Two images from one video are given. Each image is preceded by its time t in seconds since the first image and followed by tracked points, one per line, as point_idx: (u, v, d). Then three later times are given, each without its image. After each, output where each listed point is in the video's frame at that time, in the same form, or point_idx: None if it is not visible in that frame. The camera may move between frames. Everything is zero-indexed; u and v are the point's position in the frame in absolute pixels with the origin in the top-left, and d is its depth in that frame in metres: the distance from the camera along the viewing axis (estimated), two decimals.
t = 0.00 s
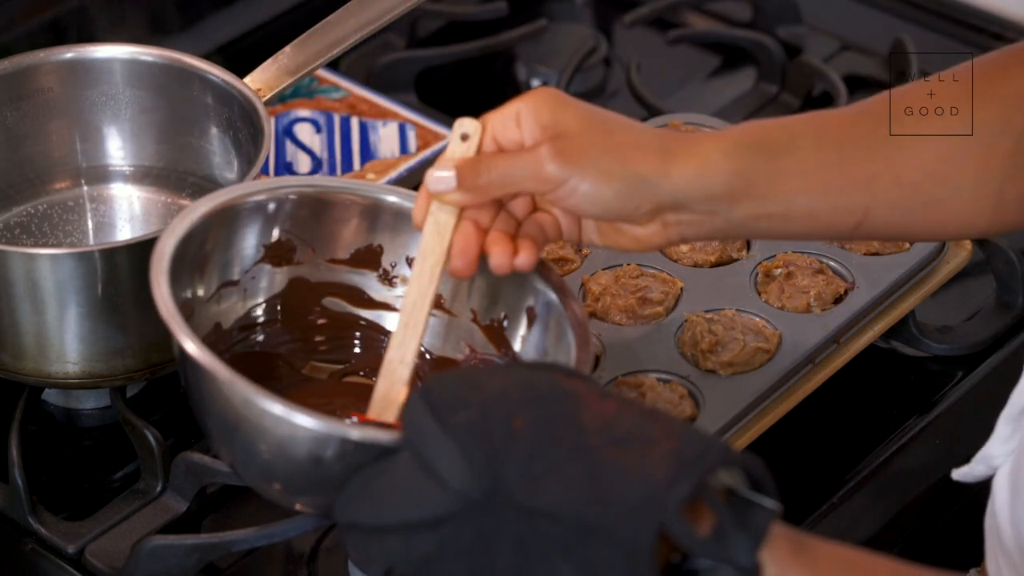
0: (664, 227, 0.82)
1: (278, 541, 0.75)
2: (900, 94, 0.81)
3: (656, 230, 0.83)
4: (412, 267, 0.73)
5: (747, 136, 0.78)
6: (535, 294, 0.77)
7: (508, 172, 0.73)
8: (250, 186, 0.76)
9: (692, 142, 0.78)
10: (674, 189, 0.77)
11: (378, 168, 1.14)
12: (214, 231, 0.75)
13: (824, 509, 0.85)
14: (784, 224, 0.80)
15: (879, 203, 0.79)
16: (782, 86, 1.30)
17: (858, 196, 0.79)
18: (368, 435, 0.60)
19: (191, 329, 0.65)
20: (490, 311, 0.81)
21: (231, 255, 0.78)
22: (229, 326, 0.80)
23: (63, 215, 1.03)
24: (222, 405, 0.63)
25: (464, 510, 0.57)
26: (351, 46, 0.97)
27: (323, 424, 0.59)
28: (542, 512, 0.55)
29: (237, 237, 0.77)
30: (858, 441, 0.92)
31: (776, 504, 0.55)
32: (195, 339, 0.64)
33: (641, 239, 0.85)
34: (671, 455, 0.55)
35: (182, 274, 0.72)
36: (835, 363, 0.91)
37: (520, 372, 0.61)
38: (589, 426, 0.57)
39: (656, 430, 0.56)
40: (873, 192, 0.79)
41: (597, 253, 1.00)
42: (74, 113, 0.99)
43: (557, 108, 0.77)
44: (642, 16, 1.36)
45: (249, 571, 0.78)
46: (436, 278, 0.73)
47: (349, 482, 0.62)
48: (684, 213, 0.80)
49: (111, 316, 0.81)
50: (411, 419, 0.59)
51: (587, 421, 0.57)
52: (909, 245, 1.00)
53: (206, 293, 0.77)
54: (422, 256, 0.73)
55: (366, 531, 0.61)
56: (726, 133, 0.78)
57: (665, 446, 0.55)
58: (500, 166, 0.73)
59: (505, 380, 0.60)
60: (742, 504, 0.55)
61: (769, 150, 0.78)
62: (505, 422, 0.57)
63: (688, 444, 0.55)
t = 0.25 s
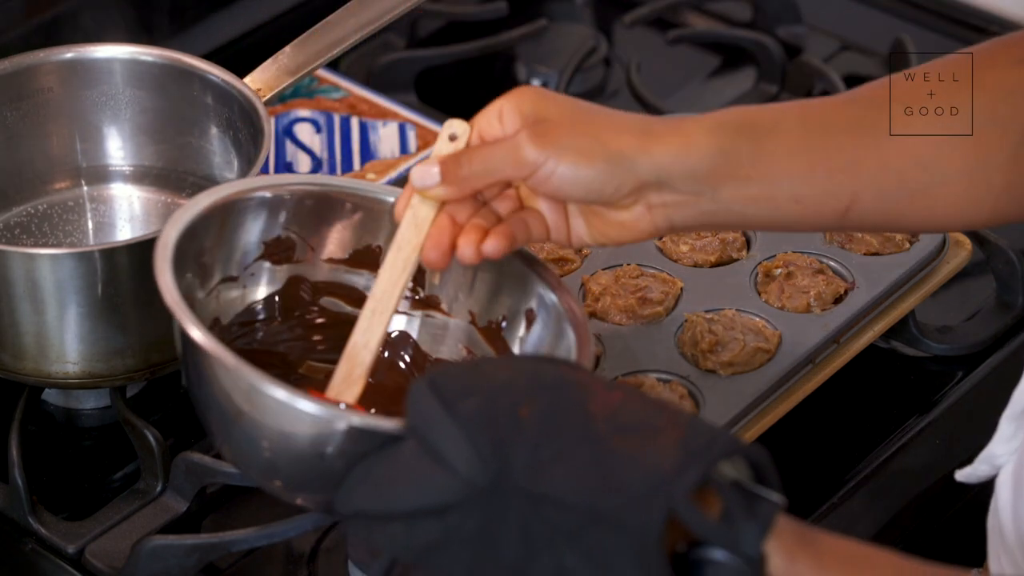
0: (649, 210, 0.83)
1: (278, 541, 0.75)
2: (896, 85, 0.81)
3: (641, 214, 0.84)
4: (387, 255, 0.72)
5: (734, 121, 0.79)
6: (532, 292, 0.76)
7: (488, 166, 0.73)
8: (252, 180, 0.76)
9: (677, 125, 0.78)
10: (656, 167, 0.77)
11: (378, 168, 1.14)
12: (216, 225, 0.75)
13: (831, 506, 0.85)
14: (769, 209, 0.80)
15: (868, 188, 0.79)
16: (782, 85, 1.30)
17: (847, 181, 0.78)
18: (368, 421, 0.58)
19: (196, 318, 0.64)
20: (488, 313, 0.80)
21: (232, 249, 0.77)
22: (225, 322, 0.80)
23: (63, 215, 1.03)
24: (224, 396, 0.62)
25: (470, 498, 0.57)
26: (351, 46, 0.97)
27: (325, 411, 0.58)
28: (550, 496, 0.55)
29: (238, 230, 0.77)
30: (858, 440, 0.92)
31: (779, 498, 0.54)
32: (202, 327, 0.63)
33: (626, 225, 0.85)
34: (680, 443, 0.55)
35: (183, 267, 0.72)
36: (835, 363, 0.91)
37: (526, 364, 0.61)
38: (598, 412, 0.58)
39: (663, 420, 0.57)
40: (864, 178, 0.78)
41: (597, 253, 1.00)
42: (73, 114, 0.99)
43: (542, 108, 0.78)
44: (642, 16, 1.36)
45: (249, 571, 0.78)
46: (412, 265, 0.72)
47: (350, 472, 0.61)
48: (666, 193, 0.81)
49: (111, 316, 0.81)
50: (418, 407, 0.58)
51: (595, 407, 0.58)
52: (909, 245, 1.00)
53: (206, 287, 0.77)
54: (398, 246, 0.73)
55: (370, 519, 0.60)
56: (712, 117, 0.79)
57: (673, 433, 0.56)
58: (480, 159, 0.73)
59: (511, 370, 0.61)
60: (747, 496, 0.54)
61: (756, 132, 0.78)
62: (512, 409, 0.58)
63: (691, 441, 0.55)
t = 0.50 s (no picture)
0: (645, 180, 0.82)
1: (278, 541, 0.75)
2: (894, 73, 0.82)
3: (638, 182, 0.82)
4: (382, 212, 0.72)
5: (733, 94, 0.79)
6: (529, 298, 0.76)
7: (487, 127, 0.73)
8: (251, 191, 0.76)
9: (678, 95, 0.78)
10: (654, 136, 0.77)
11: (378, 169, 1.14)
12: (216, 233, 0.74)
13: (835, 502, 0.86)
14: (765, 182, 0.80)
15: (866, 168, 0.79)
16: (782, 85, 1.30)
17: (840, 159, 0.79)
18: (372, 420, 0.58)
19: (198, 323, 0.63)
20: (487, 320, 0.80)
21: (231, 260, 0.78)
22: (225, 333, 0.80)
23: (63, 215, 1.03)
24: (225, 398, 0.62)
25: (475, 490, 0.57)
26: (351, 46, 0.97)
27: (328, 410, 0.58)
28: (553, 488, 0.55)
29: (237, 240, 0.77)
30: (858, 440, 0.92)
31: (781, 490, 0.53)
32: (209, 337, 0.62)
33: (622, 193, 0.84)
34: (682, 433, 0.55)
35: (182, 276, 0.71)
36: (835, 363, 0.91)
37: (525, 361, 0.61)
38: (598, 406, 0.57)
39: (663, 410, 0.57)
40: (861, 156, 0.79)
41: (596, 254, 1.00)
42: (73, 114, 0.99)
43: (542, 68, 0.77)
44: (641, 16, 1.36)
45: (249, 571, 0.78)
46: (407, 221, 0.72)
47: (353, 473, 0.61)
48: (664, 162, 0.80)
49: (111, 316, 0.81)
50: (420, 403, 0.59)
51: (596, 402, 0.58)
52: (909, 245, 1.00)
53: (205, 297, 0.77)
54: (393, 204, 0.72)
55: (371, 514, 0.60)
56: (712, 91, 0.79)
57: (674, 424, 0.56)
58: (479, 121, 0.73)
59: (512, 366, 0.61)
60: (748, 488, 0.53)
61: (756, 106, 0.79)
62: (513, 404, 0.58)
63: (694, 433, 0.55)
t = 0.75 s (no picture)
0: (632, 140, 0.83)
1: (278, 541, 0.75)
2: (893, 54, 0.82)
3: (624, 142, 0.84)
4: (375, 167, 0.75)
5: (725, 61, 0.80)
6: (528, 286, 0.76)
7: (476, 84, 0.76)
8: (235, 195, 0.76)
9: (669, 60, 0.79)
10: (642, 94, 0.78)
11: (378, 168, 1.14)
12: (205, 241, 0.74)
13: (841, 497, 0.86)
14: (755, 152, 0.81)
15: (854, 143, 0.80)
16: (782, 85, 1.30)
17: (830, 133, 0.80)
18: (372, 433, 0.59)
19: (188, 340, 0.64)
20: (487, 306, 0.80)
21: (223, 264, 0.77)
22: (226, 335, 0.80)
23: (64, 215, 1.02)
24: (223, 412, 0.62)
25: (473, 504, 0.57)
26: (351, 46, 0.97)
27: (325, 426, 0.59)
28: (548, 499, 0.55)
29: (228, 245, 0.77)
30: (859, 440, 0.92)
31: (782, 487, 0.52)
32: (198, 352, 0.63)
33: (609, 154, 0.86)
34: (679, 439, 0.53)
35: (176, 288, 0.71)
36: (835, 363, 0.91)
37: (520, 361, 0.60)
38: (593, 412, 0.55)
39: (661, 415, 0.54)
40: (851, 128, 0.80)
41: (596, 253, 1.00)
42: (74, 114, 0.99)
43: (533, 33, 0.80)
44: (641, 16, 1.36)
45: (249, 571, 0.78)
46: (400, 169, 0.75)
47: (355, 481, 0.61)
48: (652, 121, 0.81)
49: (111, 316, 0.81)
50: (412, 411, 0.58)
51: (592, 408, 0.56)
52: (909, 245, 1.00)
53: (200, 301, 0.76)
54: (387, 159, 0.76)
55: (374, 529, 0.60)
56: (709, 56, 0.80)
57: (669, 430, 0.53)
58: (469, 78, 0.76)
59: (507, 373, 0.59)
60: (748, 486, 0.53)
61: (746, 73, 0.79)
62: (508, 413, 0.57)
63: (690, 435, 0.53)
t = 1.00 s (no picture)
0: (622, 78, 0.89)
1: (278, 541, 0.75)
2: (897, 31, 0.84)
3: (614, 82, 0.89)
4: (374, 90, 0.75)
5: (720, 11, 0.86)
6: (529, 262, 0.73)
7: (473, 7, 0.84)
8: (221, 187, 0.73)
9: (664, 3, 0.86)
10: (636, 29, 0.85)
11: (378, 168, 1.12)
12: (194, 239, 0.72)
13: (844, 496, 0.86)
14: (746, 103, 0.86)
15: (844, 101, 0.83)
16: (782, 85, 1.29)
17: (822, 92, 0.83)
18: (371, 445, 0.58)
19: (176, 348, 0.62)
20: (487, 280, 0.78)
21: (216, 258, 0.75)
22: (223, 328, 0.78)
23: (63, 215, 1.02)
24: (220, 424, 0.61)
25: (471, 515, 0.56)
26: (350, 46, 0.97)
27: (321, 438, 0.57)
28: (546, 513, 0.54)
29: (220, 240, 0.75)
30: (859, 440, 0.92)
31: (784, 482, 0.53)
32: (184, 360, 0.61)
33: (599, 93, 0.91)
34: (673, 443, 0.53)
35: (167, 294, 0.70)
36: (835, 363, 0.91)
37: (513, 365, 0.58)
38: (587, 419, 0.55)
39: (655, 421, 0.54)
40: (842, 87, 0.83)
41: (596, 253, 1.00)
42: (73, 114, 0.99)
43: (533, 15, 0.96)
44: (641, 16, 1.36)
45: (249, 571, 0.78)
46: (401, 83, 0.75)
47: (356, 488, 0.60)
48: (646, 62, 0.87)
49: (111, 316, 0.81)
50: (406, 421, 0.57)
51: (584, 414, 0.55)
52: (909, 245, 1.00)
53: (195, 300, 0.74)
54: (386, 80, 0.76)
55: (376, 539, 0.60)
56: (706, 6, 0.86)
57: (664, 435, 0.53)
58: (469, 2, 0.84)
59: (498, 378, 0.58)
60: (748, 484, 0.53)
61: (744, 27, 0.84)
62: (501, 423, 0.56)
63: (686, 441, 0.53)
